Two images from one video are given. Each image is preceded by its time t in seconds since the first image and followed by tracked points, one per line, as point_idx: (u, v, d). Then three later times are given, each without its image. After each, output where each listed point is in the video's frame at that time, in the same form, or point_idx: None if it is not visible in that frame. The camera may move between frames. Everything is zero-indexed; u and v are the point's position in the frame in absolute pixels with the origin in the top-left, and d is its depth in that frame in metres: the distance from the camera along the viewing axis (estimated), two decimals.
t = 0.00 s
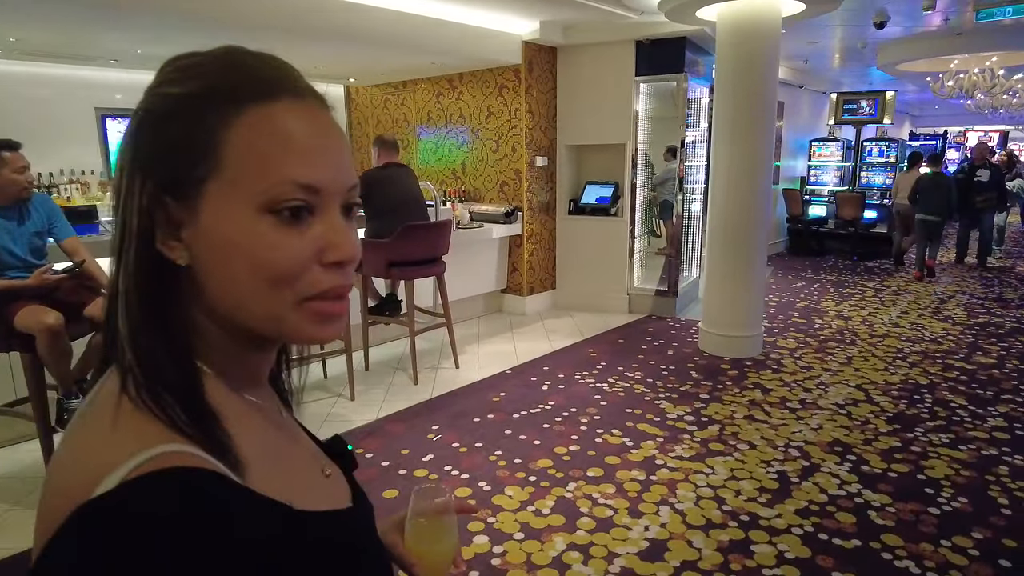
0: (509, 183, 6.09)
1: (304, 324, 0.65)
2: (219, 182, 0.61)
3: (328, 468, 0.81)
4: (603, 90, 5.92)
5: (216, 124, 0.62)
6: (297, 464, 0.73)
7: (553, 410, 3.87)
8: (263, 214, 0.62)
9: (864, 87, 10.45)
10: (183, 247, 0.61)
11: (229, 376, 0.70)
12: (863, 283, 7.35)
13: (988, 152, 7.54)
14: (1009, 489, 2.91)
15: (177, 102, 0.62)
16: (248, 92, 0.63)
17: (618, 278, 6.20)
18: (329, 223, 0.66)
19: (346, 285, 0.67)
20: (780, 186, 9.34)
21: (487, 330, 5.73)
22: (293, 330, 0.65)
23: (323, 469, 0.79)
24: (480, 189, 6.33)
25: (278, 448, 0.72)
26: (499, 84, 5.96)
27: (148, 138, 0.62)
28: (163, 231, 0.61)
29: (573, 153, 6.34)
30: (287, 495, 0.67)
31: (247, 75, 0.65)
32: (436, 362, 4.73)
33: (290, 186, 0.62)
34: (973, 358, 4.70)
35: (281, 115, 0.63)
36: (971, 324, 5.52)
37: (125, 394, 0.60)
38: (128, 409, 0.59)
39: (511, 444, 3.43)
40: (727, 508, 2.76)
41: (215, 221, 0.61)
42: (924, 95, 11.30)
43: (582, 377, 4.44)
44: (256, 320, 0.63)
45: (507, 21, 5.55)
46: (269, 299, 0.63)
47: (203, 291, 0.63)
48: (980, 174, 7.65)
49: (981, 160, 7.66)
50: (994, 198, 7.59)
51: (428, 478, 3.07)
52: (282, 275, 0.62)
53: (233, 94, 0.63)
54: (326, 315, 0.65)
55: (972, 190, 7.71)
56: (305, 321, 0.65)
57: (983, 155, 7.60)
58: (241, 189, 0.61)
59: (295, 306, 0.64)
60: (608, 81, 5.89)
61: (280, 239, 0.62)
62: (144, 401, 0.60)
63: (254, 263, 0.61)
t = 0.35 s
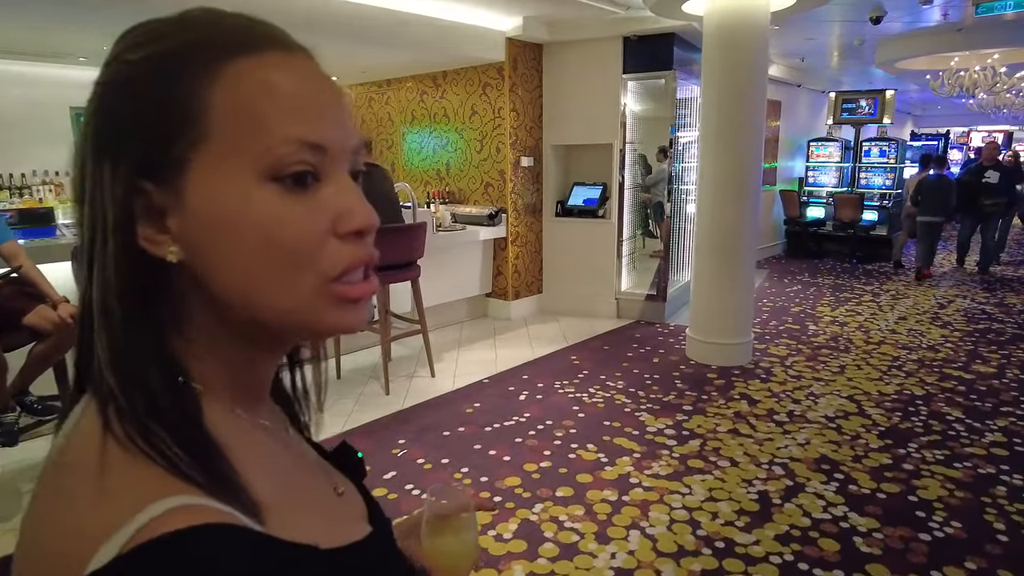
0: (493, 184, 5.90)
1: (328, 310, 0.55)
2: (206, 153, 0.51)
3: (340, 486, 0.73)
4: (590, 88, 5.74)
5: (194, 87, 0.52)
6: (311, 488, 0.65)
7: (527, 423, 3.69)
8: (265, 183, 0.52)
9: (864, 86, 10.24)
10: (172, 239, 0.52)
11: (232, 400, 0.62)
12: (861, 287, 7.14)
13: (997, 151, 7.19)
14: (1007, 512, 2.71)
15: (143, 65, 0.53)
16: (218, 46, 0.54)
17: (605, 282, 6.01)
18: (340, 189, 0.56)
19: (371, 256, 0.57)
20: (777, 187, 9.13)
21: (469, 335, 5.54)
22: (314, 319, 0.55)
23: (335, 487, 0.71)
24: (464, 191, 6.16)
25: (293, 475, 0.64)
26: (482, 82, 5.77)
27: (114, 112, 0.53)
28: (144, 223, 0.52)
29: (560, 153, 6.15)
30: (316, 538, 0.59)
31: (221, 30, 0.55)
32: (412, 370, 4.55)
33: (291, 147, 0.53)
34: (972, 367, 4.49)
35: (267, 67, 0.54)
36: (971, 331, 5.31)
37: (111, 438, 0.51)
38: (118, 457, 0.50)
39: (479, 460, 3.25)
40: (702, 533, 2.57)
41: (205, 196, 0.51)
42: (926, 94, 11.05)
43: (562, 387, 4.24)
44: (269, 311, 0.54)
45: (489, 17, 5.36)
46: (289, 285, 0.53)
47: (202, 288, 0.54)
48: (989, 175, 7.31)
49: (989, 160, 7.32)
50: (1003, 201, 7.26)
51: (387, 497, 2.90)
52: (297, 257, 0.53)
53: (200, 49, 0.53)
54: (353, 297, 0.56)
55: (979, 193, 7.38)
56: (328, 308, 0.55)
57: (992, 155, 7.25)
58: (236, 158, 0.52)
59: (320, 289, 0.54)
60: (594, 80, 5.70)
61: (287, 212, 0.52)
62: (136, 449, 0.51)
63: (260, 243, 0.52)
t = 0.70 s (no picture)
0: (473, 190, 5.72)
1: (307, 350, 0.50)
2: (154, 201, 0.47)
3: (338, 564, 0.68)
4: (572, 91, 5.56)
5: (130, 127, 0.48)
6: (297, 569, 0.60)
7: (495, 442, 3.51)
8: (221, 221, 0.48)
9: (858, 88, 10.05)
10: (129, 301, 0.48)
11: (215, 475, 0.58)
12: (853, 293, 6.96)
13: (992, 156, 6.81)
14: (997, 544, 2.53)
15: (76, 113, 0.49)
16: (150, 83, 0.50)
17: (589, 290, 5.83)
18: (306, 218, 0.52)
19: (351, 285, 0.52)
20: (770, 191, 8.95)
21: (446, 346, 5.35)
22: (294, 364, 0.50)
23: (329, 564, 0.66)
24: (443, 197, 5.98)
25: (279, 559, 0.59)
26: (461, 84, 5.60)
27: (49, 164, 0.49)
28: (97, 286, 0.48)
29: (542, 157, 5.98)
30: None
31: (157, 68, 0.51)
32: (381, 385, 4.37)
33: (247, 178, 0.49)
34: (964, 380, 4.31)
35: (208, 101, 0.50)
36: (965, 342, 5.13)
37: (68, 526, 0.48)
38: (76, 550, 0.47)
39: (441, 484, 3.08)
40: (668, 569, 2.39)
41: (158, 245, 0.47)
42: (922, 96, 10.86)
43: (535, 403, 4.05)
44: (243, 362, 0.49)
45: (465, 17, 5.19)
46: (261, 333, 0.49)
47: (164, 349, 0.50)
48: (984, 181, 6.91)
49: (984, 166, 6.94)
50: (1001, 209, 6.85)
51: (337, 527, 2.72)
52: (267, 301, 0.48)
53: (133, 87, 0.50)
54: (336, 332, 0.51)
55: (975, 201, 6.99)
56: (310, 348, 0.50)
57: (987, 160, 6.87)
58: (189, 200, 0.48)
59: (297, 330, 0.50)
60: (576, 82, 5.53)
61: (253, 252, 0.48)
62: (95, 539, 0.48)
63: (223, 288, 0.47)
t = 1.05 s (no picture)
0: (448, 191, 5.55)
1: (215, 314, 0.44)
2: (64, 143, 0.42)
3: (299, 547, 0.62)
4: (550, 89, 5.39)
5: (57, 63, 0.43)
6: (249, 551, 0.52)
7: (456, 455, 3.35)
8: (136, 171, 0.43)
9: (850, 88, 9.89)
10: (44, 254, 0.43)
11: (145, 437, 0.50)
12: (843, 298, 6.79)
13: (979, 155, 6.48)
14: (977, 568, 2.36)
15: (10, 46, 0.45)
16: (92, 22, 0.46)
17: (568, 295, 5.66)
18: (230, 174, 0.46)
19: (275, 251, 0.46)
20: (759, 193, 8.79)
21: (419, 352, 5.18)
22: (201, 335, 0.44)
23: (286, 537, 0.59)
24: (419, 199, 5.81)
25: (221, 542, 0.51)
26: (435, 83, 5.44)
27: None
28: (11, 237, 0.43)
29: (520, 158, 5.81)
30: None
31: (100, 11, 0.47)
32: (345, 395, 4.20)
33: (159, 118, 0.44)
34: (952, 389, 4.14)
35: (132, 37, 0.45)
36: (954, 348, 4.96)
37: None
38: None
39: (392, 502, 2.93)
40: None
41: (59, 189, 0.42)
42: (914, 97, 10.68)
43: (503, 413, 3.87)
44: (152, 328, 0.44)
45: (440, 14, 5.01)
46: (171, 293, 0.43)
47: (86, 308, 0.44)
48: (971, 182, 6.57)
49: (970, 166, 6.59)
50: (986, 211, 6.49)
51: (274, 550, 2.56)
52: (183, 259, 0.43)
53: (76, 25, 0.45)
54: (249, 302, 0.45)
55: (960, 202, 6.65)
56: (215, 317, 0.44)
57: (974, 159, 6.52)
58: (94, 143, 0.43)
59: (200, 296, 0.44)
60: (552, 82, 5.36)
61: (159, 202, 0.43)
62: None
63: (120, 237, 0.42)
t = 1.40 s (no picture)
0: (423, 195, 5.40)
1: (167, 392, 0.47)
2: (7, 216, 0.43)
3: None
4: (526, 90, 5.23)
5: None
6: None
7: (415, 473, 3.21)
8: (83, 248, 0.44)
9: (842, 88, 9.74)
10: None
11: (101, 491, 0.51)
12: (831, 303, 6.63)
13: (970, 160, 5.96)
14: None
15: None
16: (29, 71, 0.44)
17: (546, 301, 5.50)
18: (186, 239, 0.47)
19: (226, 327, 0.48)
20: (749, 196, 8.64)
21: (392, 361, 5.03)
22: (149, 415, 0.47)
23: None
24: (394, 203, 5.67)
25: None
26: (410, 85, 5.30)
27: None
28: None
29: (499, 161, 5.66)
30: None
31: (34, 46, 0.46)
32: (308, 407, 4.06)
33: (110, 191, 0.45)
34: (937, 401, 3.98)
35: (76, 98, 0.45)
36: (943, 357, 4.81)
37: None
38: None
39: (341, 524, 2.79)
40: None
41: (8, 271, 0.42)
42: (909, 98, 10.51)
43: (469, 427, 3.72)
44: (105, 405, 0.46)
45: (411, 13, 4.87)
46: (119, 369, 0.45)
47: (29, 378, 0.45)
48: (961, 189, 6.07)
49: (962, 171, 6.08)
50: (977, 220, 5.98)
51: None
52: (134, 338, 0.45)
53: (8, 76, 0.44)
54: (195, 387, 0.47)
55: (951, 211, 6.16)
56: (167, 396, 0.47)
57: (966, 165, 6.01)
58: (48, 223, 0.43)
59: (151, 371, 0.46)
60: (529, 83, 5.22)
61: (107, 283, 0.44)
62: None
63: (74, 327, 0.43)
